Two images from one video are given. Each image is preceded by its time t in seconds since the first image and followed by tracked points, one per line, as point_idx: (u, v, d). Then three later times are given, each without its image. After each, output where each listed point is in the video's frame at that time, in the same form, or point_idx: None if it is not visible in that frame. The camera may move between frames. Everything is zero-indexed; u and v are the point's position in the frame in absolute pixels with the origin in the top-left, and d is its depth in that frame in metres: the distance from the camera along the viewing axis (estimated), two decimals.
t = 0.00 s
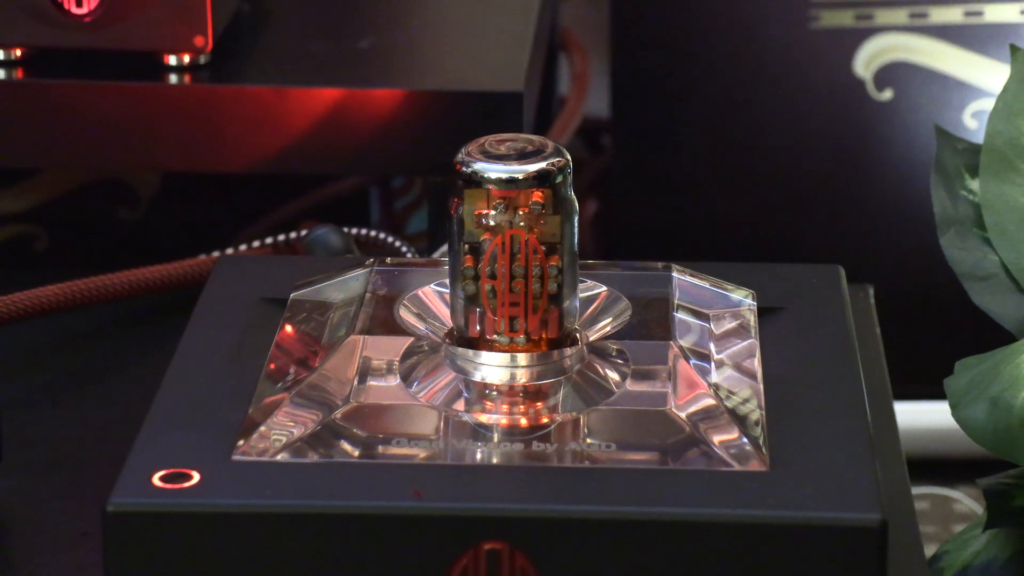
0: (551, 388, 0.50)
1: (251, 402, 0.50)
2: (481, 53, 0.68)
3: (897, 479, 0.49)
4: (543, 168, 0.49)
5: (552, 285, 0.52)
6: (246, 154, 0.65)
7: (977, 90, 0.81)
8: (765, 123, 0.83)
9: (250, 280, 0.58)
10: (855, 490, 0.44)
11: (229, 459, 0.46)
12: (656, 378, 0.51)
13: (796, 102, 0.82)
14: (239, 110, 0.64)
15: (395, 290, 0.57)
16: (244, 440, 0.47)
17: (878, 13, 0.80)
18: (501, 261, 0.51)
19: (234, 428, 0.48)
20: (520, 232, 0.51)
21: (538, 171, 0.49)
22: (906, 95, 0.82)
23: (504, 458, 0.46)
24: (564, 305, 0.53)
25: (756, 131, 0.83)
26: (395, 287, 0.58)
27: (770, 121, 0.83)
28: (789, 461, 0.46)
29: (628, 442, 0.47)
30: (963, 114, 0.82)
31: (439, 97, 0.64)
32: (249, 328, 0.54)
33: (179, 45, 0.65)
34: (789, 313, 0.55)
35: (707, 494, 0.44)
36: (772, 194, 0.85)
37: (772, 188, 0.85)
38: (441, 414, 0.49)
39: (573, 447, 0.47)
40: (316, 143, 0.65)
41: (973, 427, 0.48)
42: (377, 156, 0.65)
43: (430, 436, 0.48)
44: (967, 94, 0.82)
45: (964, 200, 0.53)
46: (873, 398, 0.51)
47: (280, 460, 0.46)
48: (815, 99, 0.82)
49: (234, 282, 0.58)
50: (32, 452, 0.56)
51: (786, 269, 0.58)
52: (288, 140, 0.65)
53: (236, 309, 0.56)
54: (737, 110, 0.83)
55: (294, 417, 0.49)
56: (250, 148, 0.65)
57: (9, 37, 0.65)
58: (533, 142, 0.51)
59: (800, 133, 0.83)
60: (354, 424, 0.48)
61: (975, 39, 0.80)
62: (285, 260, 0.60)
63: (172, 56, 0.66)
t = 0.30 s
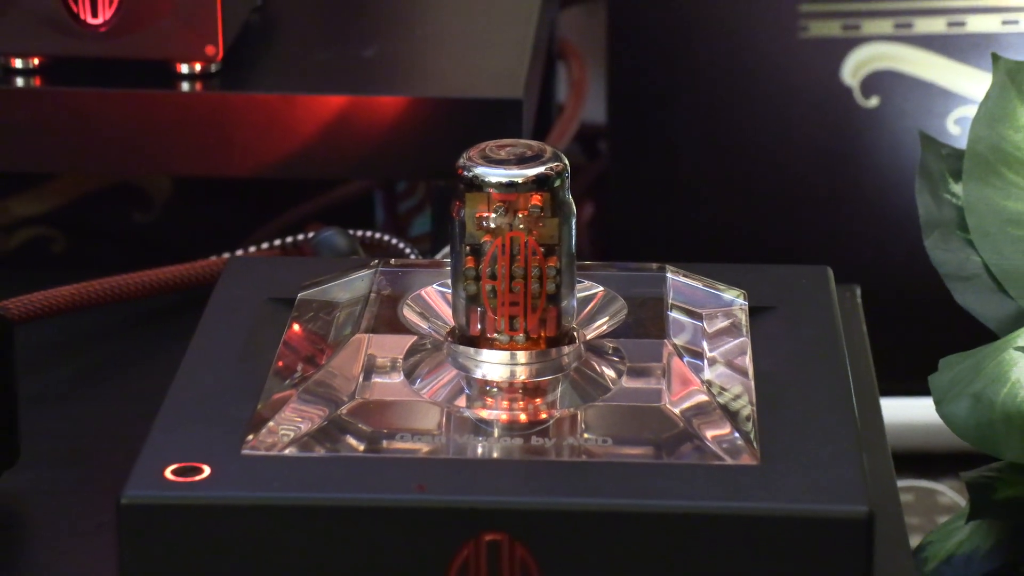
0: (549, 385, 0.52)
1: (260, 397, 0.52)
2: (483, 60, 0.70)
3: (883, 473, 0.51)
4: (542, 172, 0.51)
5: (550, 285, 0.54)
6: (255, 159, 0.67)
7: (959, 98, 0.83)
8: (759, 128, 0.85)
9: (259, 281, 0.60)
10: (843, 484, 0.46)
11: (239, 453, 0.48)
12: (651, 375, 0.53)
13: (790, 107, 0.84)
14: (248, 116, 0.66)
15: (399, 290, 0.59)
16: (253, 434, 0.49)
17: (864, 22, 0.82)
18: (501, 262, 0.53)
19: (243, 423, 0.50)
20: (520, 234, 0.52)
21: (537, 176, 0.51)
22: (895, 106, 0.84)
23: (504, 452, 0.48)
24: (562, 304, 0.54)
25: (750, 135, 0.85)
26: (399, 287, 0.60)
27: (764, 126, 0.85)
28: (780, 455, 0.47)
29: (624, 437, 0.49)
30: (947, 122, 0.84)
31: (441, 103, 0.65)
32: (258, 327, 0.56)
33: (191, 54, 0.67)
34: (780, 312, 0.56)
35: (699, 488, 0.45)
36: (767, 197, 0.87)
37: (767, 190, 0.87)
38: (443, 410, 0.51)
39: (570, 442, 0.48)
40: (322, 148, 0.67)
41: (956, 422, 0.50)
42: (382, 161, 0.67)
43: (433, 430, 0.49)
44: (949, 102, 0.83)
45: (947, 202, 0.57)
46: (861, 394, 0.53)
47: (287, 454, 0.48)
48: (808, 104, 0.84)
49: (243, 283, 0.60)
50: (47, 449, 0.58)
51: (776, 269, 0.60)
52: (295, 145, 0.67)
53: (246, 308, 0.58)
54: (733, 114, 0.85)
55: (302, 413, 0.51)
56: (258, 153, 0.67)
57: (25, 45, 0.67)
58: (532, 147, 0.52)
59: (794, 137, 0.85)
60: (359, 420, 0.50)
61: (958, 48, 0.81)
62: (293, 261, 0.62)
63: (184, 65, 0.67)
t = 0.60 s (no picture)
0: (548, 381, 0.54)
1: (269, 391, 0.53)
2: (484, 68, 0.72)
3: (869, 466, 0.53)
4: (542, 175, 0.53)
5: (548, 285, 0.55)
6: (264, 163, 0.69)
7: (943, 104, 0.88)
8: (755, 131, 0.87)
9: (267, 281, 0.62)
10: (833, 476, 0.47)
11: (248, 446, 0.50)
12: (646, 371, 0.55)
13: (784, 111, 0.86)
14: (257, 121, 0.68)
15: (403, 290, 0.61)
16: (261, 429, 0.51)
17: (850, 32, 0.87)
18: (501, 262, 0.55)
19: (251, 419, 0.51)
20: (519, 236, 0.54)
21: (535, 179, 0.53)
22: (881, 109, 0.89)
23: (505, 447, 0.49)
24: (560, 303, 0.56)
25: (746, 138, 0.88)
26: (403, 286, 0.62)
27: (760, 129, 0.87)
28: (771, 449, 0.49)
29: (620, 432, 0.50)
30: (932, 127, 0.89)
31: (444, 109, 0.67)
32: (268, 325, 0.58)
33: (202, 62, 0.69)
34: (771, 311, 0.58)
35: (694, 480, 0.47)
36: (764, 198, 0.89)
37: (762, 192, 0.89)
38: (445, 405, 0.52)
39: (569, 436, 0.50)
40: (328, 152, 0.68)
41: (941, 417, 0.52)
42: (385, 165, 0.69)
43: (436, 425, 0.51)
44: (933, 108, 0.88)
45: (931, 205, 0.59)
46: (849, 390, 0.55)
47: (295, 448, 0.49)
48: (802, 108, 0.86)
49: (253, 283, 0.61)
50: (60, 446, 0.59)
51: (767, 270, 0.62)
52: (302, 149, 0.68)
53: (255, 308, 0.59)
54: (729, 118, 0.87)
55: (309, 409, 0.52)
56: (266, 157, 0.69)
57: (42, 54, 0.69)
58: (531, 151, 0.54)
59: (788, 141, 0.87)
60: (364, 415, 0.52)
61: (941, 56, 0.87)
62: (300, 262, 0.64)
63: (196, 73, 0.70)
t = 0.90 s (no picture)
0: (546, 378, 0.56)
1: (278, 387, 0.55)
2: (485, 74, 0.74)
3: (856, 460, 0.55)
4: (541, 179, 0.55)
5: (547, 285, 0.57)
6: (271, 168, 0.71)
7: (928, 111, 0.91)
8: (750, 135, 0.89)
9: (276, 282, 0.64)
10: (821, 469, 0.49)
11: (256, 441, 0.51)
12: (641, 368, 0.56)
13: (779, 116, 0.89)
14: (265, 127, 0.70)
15: (406, 289, 0.63)
16: (270, 423, 0.53)
17: (839, 41, 0.90)
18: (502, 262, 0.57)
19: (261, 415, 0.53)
20: (519, 237, 0.56)
21: (535, 182, 0.55)
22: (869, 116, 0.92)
23: (505, 441, 0.51)
24: (558, 302, 0.58)
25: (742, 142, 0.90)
26: (406, 286, 0.64)
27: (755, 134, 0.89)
28: (762, 443, 0.51)
29: (616, 427, 0.52)
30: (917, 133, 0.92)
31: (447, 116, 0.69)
32: (276, 325, 0.60)
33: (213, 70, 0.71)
34: (762, 311, 0.60)
35: (687, 475, 0.49)
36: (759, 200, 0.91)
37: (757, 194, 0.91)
38: (447, 401, 0.54)
39: (567, 430, 0.52)
40: (333, 158, 0.70)
41: (925, 412, 0.54)
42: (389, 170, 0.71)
43: (438, 419, 0.53)
44: (918, 115, 0.91)
45: (916, 208, 0.61)
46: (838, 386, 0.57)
47: (302, 442, 0.51)
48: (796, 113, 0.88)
49: (261, 284, 0.63)
50: (74, 441, 0.61)
51: (758, 270, 0.64)
52: (309, 155, 0.70)
53: (264, 308, 0.61)
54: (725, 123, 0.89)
55: (316, 404, 0.54)
56: (274, 163, 0.71)
57: (58, 62, 0.71)
58: (530, 156, 0.56)
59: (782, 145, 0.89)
60: (369, 410, 0.54)
61: (926, 65, 0.90)
62: (306, 264, 0.66)
63: (207, 80, 0.71)
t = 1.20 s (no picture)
0: (545, 375, 0.58)
1: (285, 384, 0.57)
2: (486, 81, 0.76)
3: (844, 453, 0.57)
4: (540, 183, 0.57)
5: (546, 285, 0.59)
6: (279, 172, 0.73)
7: (913, 117, 0.94)
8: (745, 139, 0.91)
9: (284, 283, 0.66)
10: (809, 462, 0.51)
11: (265, 436, 0.53)
12: (636, 365, 0.58)
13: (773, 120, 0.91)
14: (273, 133, 0.72)
15: (410, 289, 0.65)
16: (278, 418, 0.54)
17: (827, 50, 0.92)
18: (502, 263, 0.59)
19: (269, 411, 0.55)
20: (518, 239, 0.58)
21: (534, 186, 0.56)
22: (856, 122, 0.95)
23: (504, 436, 0.53)
24: (557, 302, 0.60)
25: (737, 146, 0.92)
26: (409, 286, 0.66)
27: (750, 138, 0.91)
28: (752, 437, 0.53)
29: (612, 422, 0.54)
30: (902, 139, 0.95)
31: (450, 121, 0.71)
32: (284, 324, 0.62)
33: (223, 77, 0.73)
34: (753, 310, 0.63)
35: (680, 468, 0.50)
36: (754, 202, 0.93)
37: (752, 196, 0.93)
38: (449, 397, 0.56)
39: (564, 426, 0.54)
40: (339, 162, 0.72)
41: (911, 408, 0.56)
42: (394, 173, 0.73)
43: (440, 414, 0.55)
44: (904, 121, 0.94)
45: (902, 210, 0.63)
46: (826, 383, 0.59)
47: (309, 437, 0.53)
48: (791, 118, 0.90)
49: (269, 285, 0.65)
50: (89, 437, 0.63)
51: (749, 272, 0.66)
52: (315, 159, 0.72)
53: (272, 308, 0.63)
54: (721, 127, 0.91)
55: (323, 400, 0.56)
56: (282, 167, 0.73)
57: (73, 70, 0.73)
58: (530, 160, 0.58)
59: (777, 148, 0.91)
60: (374, 406, 0.56)
61: (909, 72, 0.93)
62: (312, 265, 0.68)
63: (217, 87, 0.73)
